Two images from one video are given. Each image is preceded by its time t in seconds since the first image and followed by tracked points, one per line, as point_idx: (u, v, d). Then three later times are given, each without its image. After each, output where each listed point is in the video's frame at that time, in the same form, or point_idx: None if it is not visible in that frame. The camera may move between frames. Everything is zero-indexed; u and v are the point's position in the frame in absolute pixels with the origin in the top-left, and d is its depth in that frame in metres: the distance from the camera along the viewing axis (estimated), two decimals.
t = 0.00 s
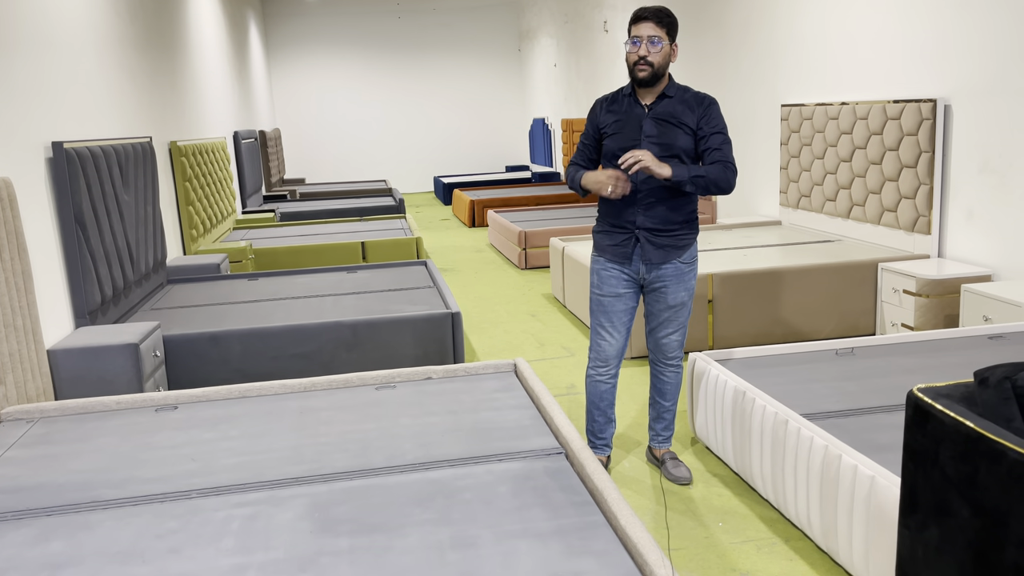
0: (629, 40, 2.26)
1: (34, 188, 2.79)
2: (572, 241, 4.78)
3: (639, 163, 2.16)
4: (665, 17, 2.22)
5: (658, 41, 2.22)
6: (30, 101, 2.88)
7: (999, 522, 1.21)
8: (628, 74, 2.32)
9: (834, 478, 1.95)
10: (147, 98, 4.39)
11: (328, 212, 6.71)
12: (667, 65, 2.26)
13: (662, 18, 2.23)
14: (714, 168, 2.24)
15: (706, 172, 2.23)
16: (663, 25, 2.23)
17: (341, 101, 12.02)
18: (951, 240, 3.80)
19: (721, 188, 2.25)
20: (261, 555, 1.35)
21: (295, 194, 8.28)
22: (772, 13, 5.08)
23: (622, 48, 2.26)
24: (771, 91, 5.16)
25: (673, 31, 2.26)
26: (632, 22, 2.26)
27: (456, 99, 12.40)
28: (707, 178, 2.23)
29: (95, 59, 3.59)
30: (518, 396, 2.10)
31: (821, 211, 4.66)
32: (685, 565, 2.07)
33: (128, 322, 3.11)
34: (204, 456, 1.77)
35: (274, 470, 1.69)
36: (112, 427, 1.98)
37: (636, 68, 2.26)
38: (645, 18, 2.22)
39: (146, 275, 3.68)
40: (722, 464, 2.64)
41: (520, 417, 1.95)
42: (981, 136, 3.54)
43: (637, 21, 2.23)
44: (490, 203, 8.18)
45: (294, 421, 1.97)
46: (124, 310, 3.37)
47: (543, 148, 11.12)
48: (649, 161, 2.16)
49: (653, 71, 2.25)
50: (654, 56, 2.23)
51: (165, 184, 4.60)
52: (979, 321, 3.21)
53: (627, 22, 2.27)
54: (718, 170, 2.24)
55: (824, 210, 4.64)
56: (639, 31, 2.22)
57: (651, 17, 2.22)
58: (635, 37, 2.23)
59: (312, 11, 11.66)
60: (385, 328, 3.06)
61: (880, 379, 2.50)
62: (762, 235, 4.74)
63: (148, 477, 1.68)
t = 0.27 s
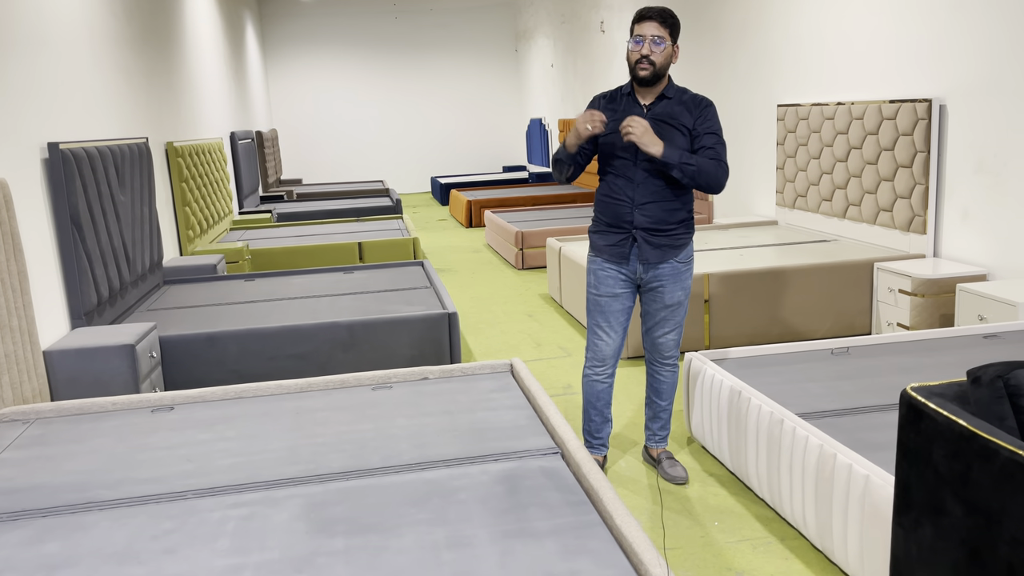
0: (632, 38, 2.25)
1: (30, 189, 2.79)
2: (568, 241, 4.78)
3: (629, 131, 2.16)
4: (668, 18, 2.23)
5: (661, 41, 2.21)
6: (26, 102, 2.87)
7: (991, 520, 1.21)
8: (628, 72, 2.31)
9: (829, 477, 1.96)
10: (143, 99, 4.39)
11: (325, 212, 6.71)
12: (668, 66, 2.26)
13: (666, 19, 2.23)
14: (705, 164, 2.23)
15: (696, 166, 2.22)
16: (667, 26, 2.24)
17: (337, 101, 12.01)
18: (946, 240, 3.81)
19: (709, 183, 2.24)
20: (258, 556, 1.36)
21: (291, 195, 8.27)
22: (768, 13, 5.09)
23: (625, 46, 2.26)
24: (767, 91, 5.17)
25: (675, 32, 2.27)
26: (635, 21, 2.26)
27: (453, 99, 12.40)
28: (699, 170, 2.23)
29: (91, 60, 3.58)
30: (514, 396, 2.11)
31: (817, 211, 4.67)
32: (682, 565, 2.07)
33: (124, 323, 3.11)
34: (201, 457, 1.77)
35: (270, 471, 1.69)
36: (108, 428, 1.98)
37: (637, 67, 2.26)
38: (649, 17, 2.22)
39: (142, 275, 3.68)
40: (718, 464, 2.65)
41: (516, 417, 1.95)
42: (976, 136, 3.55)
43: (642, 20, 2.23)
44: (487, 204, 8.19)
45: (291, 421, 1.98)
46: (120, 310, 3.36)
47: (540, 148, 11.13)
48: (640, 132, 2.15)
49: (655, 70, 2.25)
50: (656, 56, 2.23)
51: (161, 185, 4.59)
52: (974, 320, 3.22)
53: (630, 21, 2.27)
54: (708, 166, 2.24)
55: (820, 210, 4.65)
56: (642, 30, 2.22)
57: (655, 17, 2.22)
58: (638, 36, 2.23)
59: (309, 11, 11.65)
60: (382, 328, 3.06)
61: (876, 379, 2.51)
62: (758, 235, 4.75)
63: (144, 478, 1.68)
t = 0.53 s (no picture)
0: (634, 39, 2.24)
1: (25, 189, 2.78)
2: (565, 241, 4.78)
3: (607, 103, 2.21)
4: (671, 20, 2.22)
5: (664, 44, 2.21)
6: (21, 102, 2.87)
7: (984, 519, 1.21)
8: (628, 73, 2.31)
9: (824, 477, 1.96)
10: (139, 99, 4.38)
11: (321, 212, 6.70)
12: (669, 68, 2.27)
13: (669, 21, 2.22)
14: (676, 154, 2.20)
15: (668, 155, 2.19)
16: (669, 28, 2.23)
17: (334, 102, 12.01)
18: (942, 240, 3.81)
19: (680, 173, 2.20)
20: (252, 556, 1.35)
21: (288, 195, 8.27)
22: (764, 13, 5.10)
23: (627, 47, 2.24)
24: (763, 90, 5.18)
25: (675, 33, 2.27)
26: (637, 21, 2.25)
27: (450, 99, 12.40)
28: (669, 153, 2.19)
29: (86, 60, 3.58)
30: (510, 396, 2.11)
31: (813, 211, 4.68)
32: (677, 564, 2.08)
33: (119, 323, 3.11)
34: (196, 458, 1.77)
35: (266, 472, 1.69)
36: (103, 429, 1.98)
37: (639, 68, 2.25)
38: (653, 19, 2.20)
39: (138, 276, 3.67)
40: (714, 464, 2.65)
41: (512, 417, 1.95)
42: (971, 136, 3.56)
43: (645, 22, 2.21)
44: (484, 204, 8.19)
45: (286, 422, 1.97)
46: (116, 311, 3.36)
47: (537, 148, 11.13)
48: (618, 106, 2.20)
49: (656, 73, 2.25)
50: (659, 58, 2.23)
51: (157, 185, 4.59)
52: (970, 319, 3.23)
53: (632, 21, 2.25)
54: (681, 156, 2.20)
55: (815, 210, 4.66)
56: (646, 32, 2.21)
57: (659, 19, 2.21)
58: (641, 38, 2.22)
59: (305, 11, 11.64)
60: (378, 328, 3.06)
61: (871, 378, 2.51)
62: (754, 235, 4.75)
63: (139, 478, 1.67)
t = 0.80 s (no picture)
0: (628, 38, 2.24)
1: (21, 190, 2.78)
2: (562, 241, 4.78)
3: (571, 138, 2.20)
4: (665, 18, 2.21)
5: (659, 41, 2.22)
6: (17, 102, 2.86)
7: (981, 518, 1.21)
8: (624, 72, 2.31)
9: (821, 476, 1.96)
10: (136, 99, 4.37)
11: (318, 213, 6.70)
12: (664, 66, 2.28)
13: (663, 19, 2.22)
14: (654, 158, 2.19)
15: (647, 159, 2.19)
16: (663, 26, 2.23)
17: (331, 102, 11.99)
18: (938, 239, 3.82)
19: (659, 177, 2.19)
20: (250, 557, 1.35)
21: (285, 195, 8.26)
22: (761, 13, 5.11)
23: (622, 47, 2.25)
24: (760, 90, 5.19)
25: (669, 30, 2.27)
26: (630, 20, 2.24)
27: (447, 99, 12.40)
28: (645, 164, 2.19)
29: (83, 60, 3.57)
30: (507, 396, 2.11)
31: (810, 211, 4.69)
32: (675, 564, 2.08)
33: (116, 324, 3.10)
34: (193, 458, 1.77)
35: (263, 472, 1.69)
36: (100, 429, 1.97)
37: (635, 68, 2.26)
38: (647, 18, 2.20)
39: (135, 276, 3.66)
40: (712, 463, 2.65)
41: (509, 417, 1.95)
42: (967, 135, 3.57)
43: (638, 21, 2.21)
44: (481, 204, 8.19)
45: (283, 422, 1.97)
46: (113, 311, 3.35)
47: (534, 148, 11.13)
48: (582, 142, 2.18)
49: (652, 71, 2.26)
50: (654, 56, 2.24)
51: (153, 185, 4.58)
52: (966, 319, 3.23)
53: (625, 20, 2.24)
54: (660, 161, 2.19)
55: (812, 210, 4.67)
56: (640, 30, 2.21)
57: (653, 18, 2.20)
58: (636, 36, 2.22)
59: (302, 11, 11.63)
60: (375, 328, 3.06)
61: (868, 378, 2.51)
62: (751, 235, 4.76)
63: (136, 479, 1.67)
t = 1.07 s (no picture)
0: (618, 36, 2.25)
1: (19, 189, 2.77)
2: (560, 240, 4.78)
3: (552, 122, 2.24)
4: (652, 11, 2.22)
5: (650, 32, 2.21)
6: (15, 101, 2.86)
7: (979, 517, 1.22)
8: (618, 70, 2.30)
9: (819, 475, 1.96)
10: (133, 97, 4.37)
11: (316, 212, 6.69)
12: (658, 58, 2.27)
13: (649, 12, 2.23)
14: (638, 154, 2.19)
15: (632, 153, 2.19)
16: (651, 18, 2.24)
17: (329, 101, 11.98)
18: (936, 238, 3.82)
19: (642, 172, 2.19)
20: (248, 556, 1.35)
21: (283, 194, 8.25)
22: (758, 12, 5.11)
23: (612, 45, 2.25)
24: (758, 90, 5.19)
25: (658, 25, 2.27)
26: (618, 20, 2.26)
27: (445, 98, 12.39)
28: (630, 159, 2.19)
29: (80, 58, 3.57)
30: (505, 395, 2.11)
31: (808, 210, 4.69)
32: (672, 563, 2.08)
33: (114, 323, 3.10)
34: (191, 457, 1.76)
35: (261, 471, 1.68)
36: (98, 428, 1.97)
37: (629, 63, 2.25)
38: (632, 13, 2.22)
39: (132, 275, 3.66)
40: (710, 462, 2.65)
41: (507, 416, 1.95)
42: (965, 135, 3.57)
43: (624, 17, 2.23)
44: (479, 203, 8.19)
45: (281, 421, 1.97)
46: (110, 311, 3.35)
47: (533, 147, 11.13)
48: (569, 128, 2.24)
49: (647, 64, 2.25)
50: (647, 48, 2.23)
51: (151, 184, 4.58)
52: (964, 318, 3.24)
53: (612, 21, 2.26)
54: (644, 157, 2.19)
55: (811, 209, 4.67)
56: (628, 26, 2.22)
57: (639, 12, 2.22)
58: (625, 32, 2.23)
59: (300, 10, 11.62)
60: (373, 328, 3.06)
61: (866, 377, 2.51)
62: (749, 234, 4.76)
63: (133, 478, 1.67)
